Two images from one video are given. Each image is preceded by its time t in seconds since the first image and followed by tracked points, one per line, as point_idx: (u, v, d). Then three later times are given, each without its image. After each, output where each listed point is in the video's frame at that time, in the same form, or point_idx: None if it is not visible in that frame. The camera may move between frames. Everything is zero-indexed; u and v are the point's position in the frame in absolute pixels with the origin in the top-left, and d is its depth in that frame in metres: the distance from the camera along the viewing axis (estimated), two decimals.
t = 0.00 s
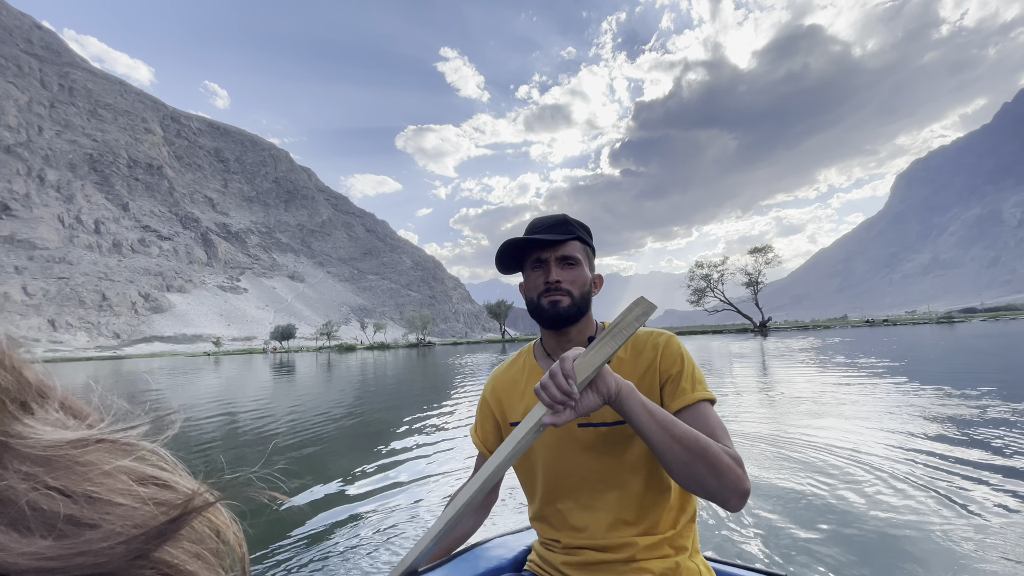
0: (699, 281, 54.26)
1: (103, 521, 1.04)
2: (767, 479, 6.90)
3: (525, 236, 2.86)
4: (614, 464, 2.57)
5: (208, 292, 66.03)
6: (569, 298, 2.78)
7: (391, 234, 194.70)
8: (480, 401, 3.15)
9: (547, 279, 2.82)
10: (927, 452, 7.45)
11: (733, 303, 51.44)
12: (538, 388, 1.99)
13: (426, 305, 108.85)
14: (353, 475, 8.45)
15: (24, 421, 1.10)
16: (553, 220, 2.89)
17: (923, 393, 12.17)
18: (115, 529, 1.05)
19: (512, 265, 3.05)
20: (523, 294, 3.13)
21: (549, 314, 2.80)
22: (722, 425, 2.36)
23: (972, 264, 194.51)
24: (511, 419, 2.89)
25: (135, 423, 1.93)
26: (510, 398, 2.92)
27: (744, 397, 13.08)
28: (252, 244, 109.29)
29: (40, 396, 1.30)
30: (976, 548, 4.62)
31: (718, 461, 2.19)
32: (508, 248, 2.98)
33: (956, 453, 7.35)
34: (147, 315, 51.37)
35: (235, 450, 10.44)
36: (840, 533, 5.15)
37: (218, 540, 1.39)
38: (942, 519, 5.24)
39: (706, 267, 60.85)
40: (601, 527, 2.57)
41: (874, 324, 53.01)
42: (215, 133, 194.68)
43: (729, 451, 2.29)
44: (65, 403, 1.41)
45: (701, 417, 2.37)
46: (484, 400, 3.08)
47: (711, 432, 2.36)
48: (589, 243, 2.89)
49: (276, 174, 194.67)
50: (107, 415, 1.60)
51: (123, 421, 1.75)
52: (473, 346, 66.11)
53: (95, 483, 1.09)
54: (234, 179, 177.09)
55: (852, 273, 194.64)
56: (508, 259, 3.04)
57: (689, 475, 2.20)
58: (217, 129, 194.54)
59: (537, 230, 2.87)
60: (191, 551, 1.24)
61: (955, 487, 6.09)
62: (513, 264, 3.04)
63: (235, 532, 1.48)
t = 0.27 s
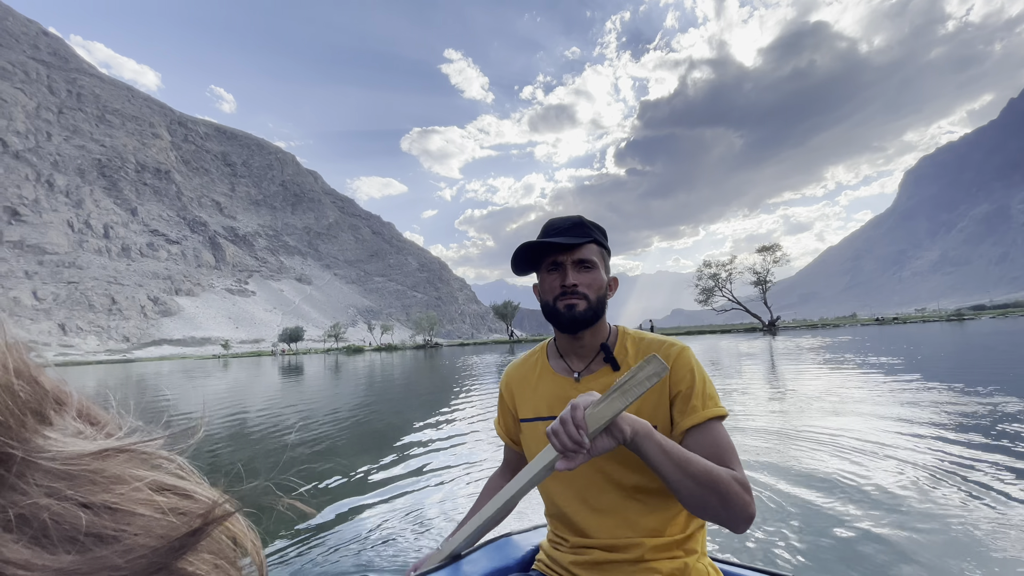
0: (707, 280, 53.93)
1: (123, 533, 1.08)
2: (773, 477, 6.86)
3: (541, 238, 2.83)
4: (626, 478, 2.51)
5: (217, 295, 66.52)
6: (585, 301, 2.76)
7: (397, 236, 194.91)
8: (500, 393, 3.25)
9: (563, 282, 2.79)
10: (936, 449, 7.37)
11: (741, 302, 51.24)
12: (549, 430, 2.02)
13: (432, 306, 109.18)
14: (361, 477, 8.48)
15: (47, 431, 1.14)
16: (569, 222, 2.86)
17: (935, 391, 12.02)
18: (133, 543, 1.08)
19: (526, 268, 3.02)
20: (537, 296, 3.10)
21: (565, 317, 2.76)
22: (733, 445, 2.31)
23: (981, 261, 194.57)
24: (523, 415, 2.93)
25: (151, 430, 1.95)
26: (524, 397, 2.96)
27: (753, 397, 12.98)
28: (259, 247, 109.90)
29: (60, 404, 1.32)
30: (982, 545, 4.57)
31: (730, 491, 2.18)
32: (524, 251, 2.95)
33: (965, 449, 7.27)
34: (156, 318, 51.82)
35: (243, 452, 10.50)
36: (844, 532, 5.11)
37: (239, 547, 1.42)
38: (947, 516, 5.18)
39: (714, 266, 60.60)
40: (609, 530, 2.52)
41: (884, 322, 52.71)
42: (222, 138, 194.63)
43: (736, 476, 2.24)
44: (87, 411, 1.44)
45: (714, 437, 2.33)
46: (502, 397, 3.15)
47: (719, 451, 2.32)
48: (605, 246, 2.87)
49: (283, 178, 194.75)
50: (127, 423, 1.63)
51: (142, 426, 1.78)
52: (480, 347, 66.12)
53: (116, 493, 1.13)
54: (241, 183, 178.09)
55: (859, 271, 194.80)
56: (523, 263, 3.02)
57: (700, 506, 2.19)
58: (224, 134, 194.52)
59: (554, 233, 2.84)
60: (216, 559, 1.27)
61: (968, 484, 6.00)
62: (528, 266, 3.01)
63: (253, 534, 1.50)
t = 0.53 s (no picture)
0: (711, 280, 53.79)
1: (144, 529, 1.11)
2: (778, 477, 6.85)
3: (539, 240, 2.80)
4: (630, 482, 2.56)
5: (222, 296, 66.86)
6: (588, 300, 2.75)
7: (401, 237, 194.94)
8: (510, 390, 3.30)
9: (564, 282, 2.77)
10: (941, 447, 7.32)
11: (746, 301, 51.14)
12: (587, 534, 1.91)
13: (436, 307, 109.53)
14: (367, 477, 8.49)
15: (79, 429, 1.21)
16: (567, 223, 2.84)
17: (943, 389, 11.94)
18: (157, 536, 1.11)
19: (524, 270, 2.98)
20: (536, 295, 3.09)
21: (569, 316, 2.75)
22: (739, 444, 2.32)
23: (987, 257, 194.53)
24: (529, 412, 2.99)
25: (170, 432, 2.01)
26: (529, 394, 3.00)
27: (758, 396, 12.94)
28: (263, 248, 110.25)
29: (87, 408, 1.37)
30: (988, 543, 4.54)
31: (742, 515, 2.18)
32: (522, 255, 2.92)
33: (971, 446, 7.23)
34: (162, 320, 52.13)
35: (251, 452, 10.57)
36: (847, 531, 5.08)
37: (259, 543, 1.46)
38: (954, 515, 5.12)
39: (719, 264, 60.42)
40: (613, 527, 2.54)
41: (889, 320, 52.60)
42: (226, 140, 194.78)
43: (748, 487, 2.24)
44: (112, 413, 1.49)
45: (722, 442, 2.32)
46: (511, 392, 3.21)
47: (728, 455, 2.31)
48: (603, 244, 2.86)
49: (287, 179, 194.82)
50: (148, 426, 1.68)
51: (162, 430, 1.83)
52: (484, 347, 66.15)
53: (137, 490, 1.18)
54: (245, 185, 178.73)
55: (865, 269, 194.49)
56: (521, 266, 2.99)
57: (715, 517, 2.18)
58: (228, 136, 194.60)
59: (553, 233, 2.81)
60: (234, 556, 1.29)
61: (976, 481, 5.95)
62: (526, 268, 2.97)
63: (271, 533, 1.53)
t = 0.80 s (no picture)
0: (713, 278, 53.81)
1: (127, 532, 1.13)
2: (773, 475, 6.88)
3: (534, 234, 2.81)
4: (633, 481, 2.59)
5: (224, 296, 67.04)
6: (583, 294, 2.76)
7: (402, 237, 195.10)
8: (503, 390, 3.29)
9: (559, 276, 2.79)
10: (940, 446, 7.34)
11: (748, 299, 51.13)
12: (650, 557, 1.93)
13: (438, 306, 109.71)
14: (370, 477, 8.48)
15: (73, 436, 1.26)
16: (558, 214, 2.86)
17: (942, 386, 11.96)
18: (143, 538, 1.14)
19: (518, 266, 2.99)
20: (529, 291, 3.10)
21: (563, 311, 2.76)
22: (748, 427, 2.54)
23: (991, 255, 194.32)
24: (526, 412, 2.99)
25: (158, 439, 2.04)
26: (526, 392, 3.00)
27: (759, 394, 12.98)
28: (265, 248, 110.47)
29: (79, 412, 1.41)
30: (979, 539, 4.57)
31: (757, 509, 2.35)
32: (516, 249, 2.93)
33: (968, 445, 7.25)
34: (165, 320, 52.30)
35: (252, 451, 10.62)
36: (844, 528, 5.11)
37: (248, 548, 1.51)
38: (951, 513, 5.15)
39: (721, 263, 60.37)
40: (614, 523, 2.56)
41: (892, 318, 52.59)
42: (227, 140, 195.06)
43: (758, 462, 2.47)
44: (109, 416, 1.54)
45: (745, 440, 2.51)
46: (507, 389, 3.20)
47: (740, 435, 2.54)
48: (594, 236, 2.89)
49: (288, 179, 195.03)
50: (140, 430, 1.71)
51: (157, 435, 1.88)
52: (486, 346, 66.25)
53: (124, 492, 1.21)
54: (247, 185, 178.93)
55: (867, 268, 194.27)
56: (514, 261, 2.99)
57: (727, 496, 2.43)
58: (229, 136, 194.88)
59: (547, 225, 2.82)
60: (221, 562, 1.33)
61: (975, 480, 5.96)
62: (520, 264, 2.98)
63: (259, 540, 1.59)
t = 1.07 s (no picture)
0: (712, 277, 53.88)
1: (132, 548, 1.15)
2: (770, 473, 6.90)
3: (546, 236, 2.79)
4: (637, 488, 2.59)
5: (223, 295, 67.03)
6: (589, 302, 2.79)
7: (401, 236, 195.11)
8: (482, 402, 3.05)
9: (569, 282, 2.79)
10: (933, 444, 7.40)
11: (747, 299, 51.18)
12: (694, 539, 2.02)
13: (437, 306, 109.72)
14: (369, 477, 8.48)
15: (75, 453, 1.27)
16: (570, 219, 2.85)
17: (939, 386, 11.98)
18: (143, 556, 1.15)
19: (525, 269, 2.97)
20: (530, 296, 3.08)
21: (570, 318, 2.76)
22: (727, 433, 2.74)
23: (990, 255, 194.25)
24: (517, 422, 2.83)
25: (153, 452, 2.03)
26: (516, 403, 2.84)
27: (756, 392, 13.04)
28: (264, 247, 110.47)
29: (81, 428, 1.42)
30: (973, 535, 4.62)
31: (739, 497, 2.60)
32: (526, 251, 2.90)
33: (965, 444, 7.28)
34: (164, 319, 52.32)
35: (252, 450, 10.63)
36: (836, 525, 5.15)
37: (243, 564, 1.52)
38: (942, 510, 5.20)
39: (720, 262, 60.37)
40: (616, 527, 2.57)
41: (891, 317, 52.64)
42: (225, 139, 195.02)
43: (734, 468, 2.65)
44: (109, 431, 1.53)
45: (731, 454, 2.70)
46: (486, 402, 3.01)
47: (719, 438, 2.74)
48: (603, 243, 2.93)
49: (287, 178, 195.07)
50: (135, 442, 1.70)
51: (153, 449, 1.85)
52: (485, 345, 66.30)
53: (123, 511, 1.22)
54: (246, 184, 178.87)
55: (865, 267, 194.33)
56: (522, 262, 2.97)
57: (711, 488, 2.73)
58: (228, 135, 194.93)
59: (558, 229, 2.80)
60: None
61: (968, 477, 6.01)
62: (527, 267, 2.97)
63: (258, 554, 1.56)
